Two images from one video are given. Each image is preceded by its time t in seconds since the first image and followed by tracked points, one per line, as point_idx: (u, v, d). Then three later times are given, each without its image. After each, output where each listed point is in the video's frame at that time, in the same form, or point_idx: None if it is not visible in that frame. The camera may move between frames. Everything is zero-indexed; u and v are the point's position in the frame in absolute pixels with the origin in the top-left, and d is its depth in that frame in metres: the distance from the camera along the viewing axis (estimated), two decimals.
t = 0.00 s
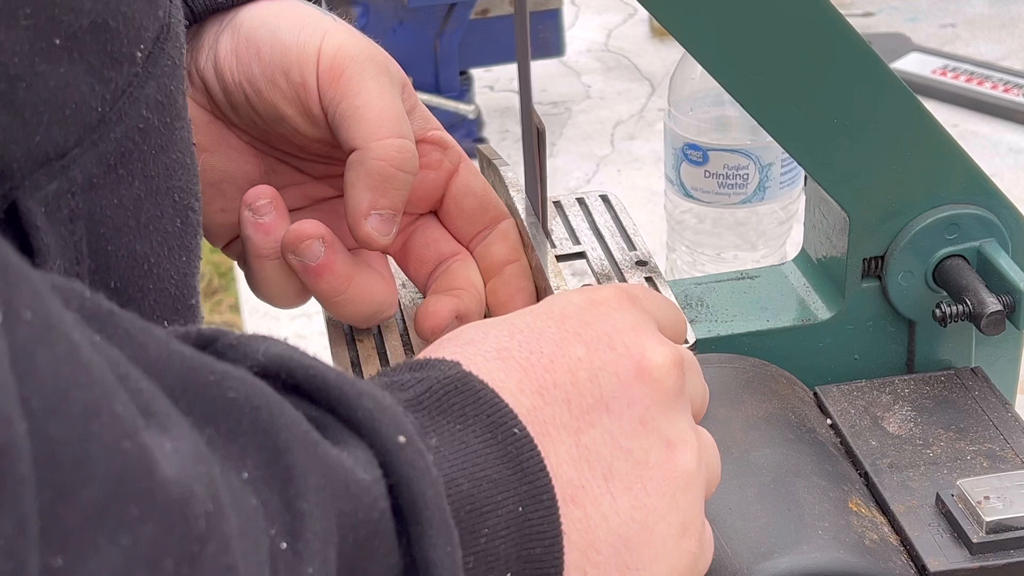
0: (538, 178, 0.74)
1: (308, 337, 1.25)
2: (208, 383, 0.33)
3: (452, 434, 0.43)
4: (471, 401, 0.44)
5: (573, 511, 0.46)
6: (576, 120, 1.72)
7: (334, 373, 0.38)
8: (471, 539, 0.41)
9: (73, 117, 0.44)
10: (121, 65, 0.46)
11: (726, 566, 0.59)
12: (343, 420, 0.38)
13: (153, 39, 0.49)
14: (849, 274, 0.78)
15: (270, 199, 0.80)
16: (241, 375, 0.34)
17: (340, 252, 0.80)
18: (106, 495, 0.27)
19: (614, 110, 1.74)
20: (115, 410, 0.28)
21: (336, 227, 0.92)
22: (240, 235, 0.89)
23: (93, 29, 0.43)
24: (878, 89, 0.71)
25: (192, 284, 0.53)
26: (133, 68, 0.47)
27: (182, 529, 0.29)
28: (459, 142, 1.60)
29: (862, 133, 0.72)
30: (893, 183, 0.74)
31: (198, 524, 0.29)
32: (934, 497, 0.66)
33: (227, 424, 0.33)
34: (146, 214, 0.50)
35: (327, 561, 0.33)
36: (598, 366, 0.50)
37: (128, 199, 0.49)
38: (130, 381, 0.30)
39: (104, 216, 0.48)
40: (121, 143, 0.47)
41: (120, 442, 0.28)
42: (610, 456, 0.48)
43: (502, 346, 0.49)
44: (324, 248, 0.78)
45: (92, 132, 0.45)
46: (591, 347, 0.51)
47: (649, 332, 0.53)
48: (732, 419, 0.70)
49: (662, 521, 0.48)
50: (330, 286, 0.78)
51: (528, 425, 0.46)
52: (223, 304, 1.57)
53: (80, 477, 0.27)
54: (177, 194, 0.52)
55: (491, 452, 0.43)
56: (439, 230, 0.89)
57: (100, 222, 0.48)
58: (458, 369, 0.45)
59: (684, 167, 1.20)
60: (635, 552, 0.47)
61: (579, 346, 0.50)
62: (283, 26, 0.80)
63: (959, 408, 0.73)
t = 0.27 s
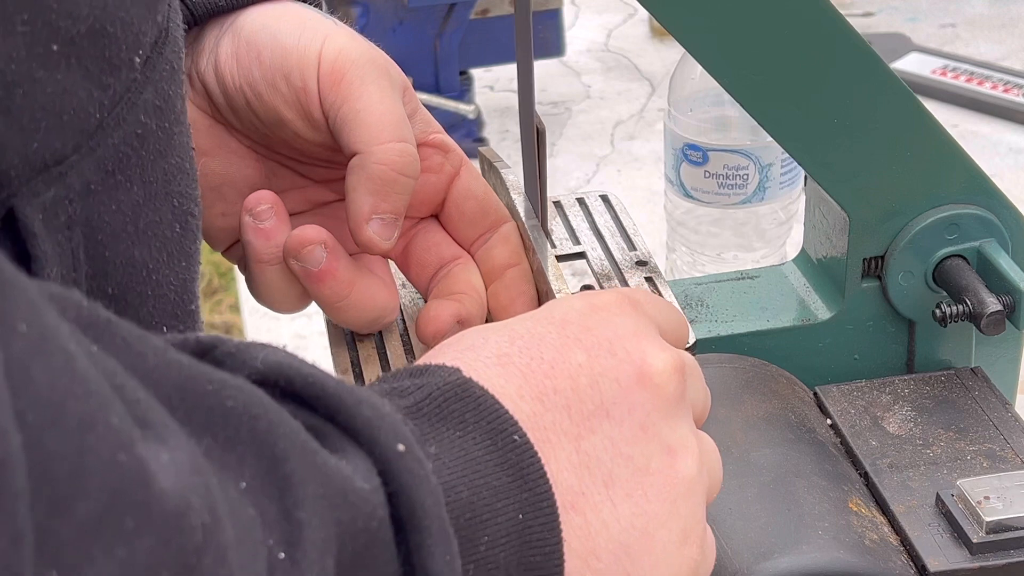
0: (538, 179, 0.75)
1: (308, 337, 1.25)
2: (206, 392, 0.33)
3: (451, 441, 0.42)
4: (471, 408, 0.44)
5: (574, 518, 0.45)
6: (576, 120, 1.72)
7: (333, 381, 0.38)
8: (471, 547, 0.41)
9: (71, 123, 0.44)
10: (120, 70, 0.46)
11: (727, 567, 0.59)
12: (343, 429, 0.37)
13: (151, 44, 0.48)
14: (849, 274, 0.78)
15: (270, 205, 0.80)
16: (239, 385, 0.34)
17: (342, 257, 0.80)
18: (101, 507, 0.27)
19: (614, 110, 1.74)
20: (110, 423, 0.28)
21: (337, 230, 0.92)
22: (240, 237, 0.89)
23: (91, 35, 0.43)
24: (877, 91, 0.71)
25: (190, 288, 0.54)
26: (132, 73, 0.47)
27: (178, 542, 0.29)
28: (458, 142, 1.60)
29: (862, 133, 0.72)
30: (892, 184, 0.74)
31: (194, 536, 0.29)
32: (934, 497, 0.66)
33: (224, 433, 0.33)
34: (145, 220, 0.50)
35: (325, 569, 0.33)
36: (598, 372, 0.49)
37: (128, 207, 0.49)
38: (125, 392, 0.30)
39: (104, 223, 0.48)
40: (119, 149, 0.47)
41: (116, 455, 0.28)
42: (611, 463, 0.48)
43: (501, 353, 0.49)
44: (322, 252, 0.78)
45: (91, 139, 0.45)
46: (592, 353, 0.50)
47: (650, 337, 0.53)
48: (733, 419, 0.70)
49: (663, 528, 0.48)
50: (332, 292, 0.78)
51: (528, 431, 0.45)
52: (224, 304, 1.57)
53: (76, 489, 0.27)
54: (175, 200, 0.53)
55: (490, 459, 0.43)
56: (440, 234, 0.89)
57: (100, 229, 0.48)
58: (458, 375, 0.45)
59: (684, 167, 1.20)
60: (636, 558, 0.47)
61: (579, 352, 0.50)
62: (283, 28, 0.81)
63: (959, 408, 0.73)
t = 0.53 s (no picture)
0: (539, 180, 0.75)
1: (308, 336, 1.25)
2: (204, 402, 0.33)
3: (451, 448, 0.42)
4: (471, 414, 0.44)
5: (574, 525, 0.45)
6: (576, 120, 1.72)
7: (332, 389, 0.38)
8: (470, 554, 0.41)
9: (70, 130, 0.44)
10: (121, 76, 0.46)
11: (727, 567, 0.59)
12: (342, 437, 0.37)
13: (153, 50, 0.48)
14: (849, 274, 0.78)
15: (271, 207, 0.80)
16: (238, 395, 0.34)
17: (343, 259, 0.80)
18: (98, 521, 0.27)
19: (614, 110, 1.74)
20: (108, 436, 0.28)
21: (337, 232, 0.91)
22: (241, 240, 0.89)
23: (91, 41, 0.43)
24: (878, 92, 0.71)
25: (191, 295, 0.53)
26: (132, 80, 0.46)
27: (177, 554, 0.29)
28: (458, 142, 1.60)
29: (863, 133, 0.72)
30: (892, 184, 0.74)
31: (192, 549, 0.29)
32: (934, 497, 0.66)
33: (223, 443, 0.33)
34: (146, 226, 0.50)
35: None
36: (598, 378, 0.49)
37: (131, 215, 0.48)
38: (124, 404, 0.30)
39: (104, 230, 0.47)
40: (121, 155, 0.47)
41: (113, 468, 0.28)
42: (612, 469, 0.47)
43: (502, 358, 0.49)
44: (321, 254, 0.78)
45: (91, 145, 0.45)
46: (592, 359, 0.50)
47: (650, 343, 0.53)
48: (733, 420, 0.70)
49: (665, 534, 0.47)
50: (333, 294, 0.78)
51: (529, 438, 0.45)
52: (224, 304, 1.56)
53: (72, 503, 0.27)
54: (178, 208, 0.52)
55: (490, 466, 0.43)
56: (442, 236, 0.89)
57: (100, 236, 0.47)
58: (458, 381, 0.45)
59: (684, 167, 1.20)
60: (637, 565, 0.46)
61: (580, 358, 0.50)
62: (284, 30, 0.81)
63: (959, 408, 0.73)
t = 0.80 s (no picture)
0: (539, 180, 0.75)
1: (308, 337, 1.25)
2: (204, 406, 0.33)
3: (453, 453, 0.42)
4: (472, 419, 0.44)
5: (576, 531, 0.45)
6: (576, 120, 1.72)
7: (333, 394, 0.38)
8: (472, 559, 0.41)
9: (70, 133, 0.44)
10: (121, 80, 0.46)
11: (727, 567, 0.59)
12: (342, 442, 0.37)
13: (153, 53, 0.48)
14: (849, 274, 0.78)
15: (272, 209, 0.80)
16: (239, 399, 0.34)
17: (344, 262, 0.79)
18: (96, 525, 0.27)
19: (614, 110, 1.74)
20: (106, 439, 0.28)
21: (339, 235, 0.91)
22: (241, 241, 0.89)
23: (92, 45, 0.43)
24: (877, 92, 0.71)
25: (191, 298, 0.54)
26: (133, 83, 0.46)
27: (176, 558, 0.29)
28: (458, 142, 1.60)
29: (862, 133, 0.72)
30: (892, 183, 0.74)
31: (191, 553, 0.29)
32: (935, 497, 0.66)
33: (223, 447, 0.33)
34: (146, 230, 0.50)
35: None
36: (601, 383, 0.49)
37: (130, 218, 0.49)
38: (123, 408, 0.30)
39: (104, 233, 0.47)
40: (121, 159, 0.47)
41: (111, 472, 0.28)
42: (614, 475, 0.47)
43: (504, 363, 0.49)
44: (322, 256, 0.78)
45: (92, 149, 0.45)
46: (595, 365, 0.50)
47: (653, 348, 0.53)
48: (733, 419, 0.70)
49: (667, 541, 0.47)
50: (334, 296, 0.78)
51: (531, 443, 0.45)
52: (224, 304, 1.56)
53: (70, 507, 0.27)
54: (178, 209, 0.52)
55: (492, 472, 0.43)
56: (443, 239, 0.89)
57: (100, 240, 0.47)
58: (460, 386, 0.45)
59: (684, 167, 1.20)
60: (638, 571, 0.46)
61: (582, 363, 0.50)
62: (285, 32, 0.81)
63: (959, 408, 0.73)
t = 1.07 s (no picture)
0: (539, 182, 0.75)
1: (308, 337, 1.25)
2: (201, 416, 0.33)
3: (455, 466, 0.42)
4: (476, 431, 0.44)
5: (580, 546, 0.45)
6: (576, 120, 1.72)
7: (332, 406, 0.38)
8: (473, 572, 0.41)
9: (69, 139, 0.44)
10: (121, 86, 0.46)
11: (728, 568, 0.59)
12: (342, 453, 0.37)
13: (154, 59, 0.48)
14: (849, 274, 0.78)
15: (273, 217, 0.80)
16: (236, 410, 0.34)
17: (346, 270, 0.79)
18: (89, 539, 0.27)
19: (614, 110, 1.74)
20: (99, 451, 0.28)
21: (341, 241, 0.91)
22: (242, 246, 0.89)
23: (91, 50, 0.44)
24: (877, 93, 0.71)
25: (191, 305, 0.53)
26: (132, 88, 0.47)
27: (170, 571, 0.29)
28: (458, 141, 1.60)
29: (862, 134, 0.72)
30: (892, 183, 0.74)
31: (184, 566, 0.29)
32: (934, 497, 0.66)
33: (220, 459, 0.33)
34: (145, 237, 0.49)
35: None
36: (608, 397, 0.48)
37: (129, 225, 0.48)
38: (118, 419, 0.30)
39: (104, 240, 0.47)
40: (121, 164, 0.47)
41: (104, 484, 0.28)
42: (619, 490, 0.47)
43: (509, 374, 0.48)
44: (324, 265, 0.78)
45: (91, 154, 0.45)
46: (602, 378, 0.49)
47: (660, 361, 0.52)
48: (733, 420, 0.70)
49: (672, 557, 0.47)
50: (336, 304, 0.78)
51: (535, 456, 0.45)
52: (224, 304, 1.57)
53: (64, 520, 0.27)
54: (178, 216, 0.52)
55: (495, 485, 0.42)
56: (446, 246, 0.89)
57: (99, 246, 0.47)
58: (463, 398, 0.45)
59: (684, 167, 1.20)
60: None
61: (589, 377, 0.49)
62: (285, 36, 0.81)
63: (959, 408, 0.73)
